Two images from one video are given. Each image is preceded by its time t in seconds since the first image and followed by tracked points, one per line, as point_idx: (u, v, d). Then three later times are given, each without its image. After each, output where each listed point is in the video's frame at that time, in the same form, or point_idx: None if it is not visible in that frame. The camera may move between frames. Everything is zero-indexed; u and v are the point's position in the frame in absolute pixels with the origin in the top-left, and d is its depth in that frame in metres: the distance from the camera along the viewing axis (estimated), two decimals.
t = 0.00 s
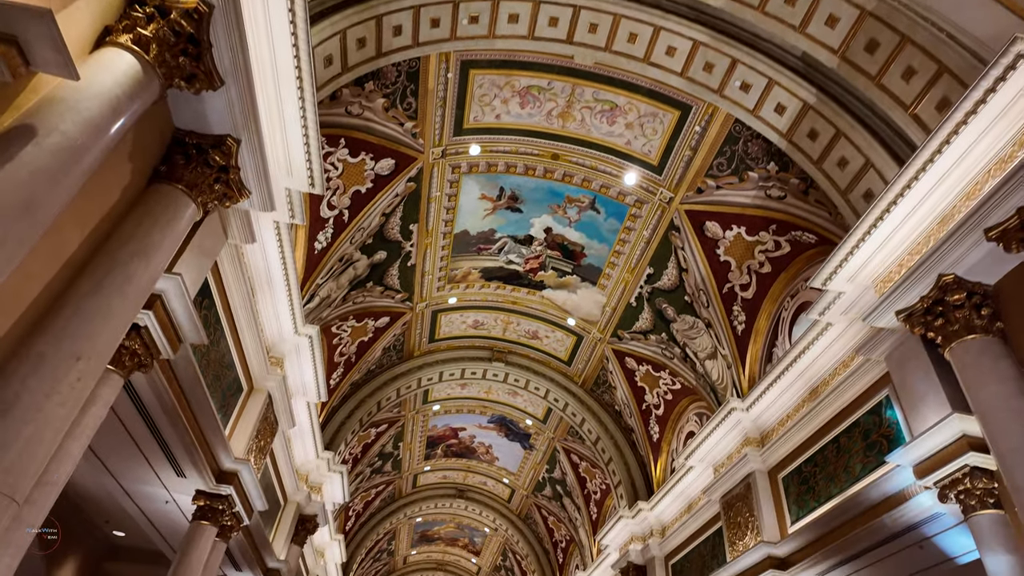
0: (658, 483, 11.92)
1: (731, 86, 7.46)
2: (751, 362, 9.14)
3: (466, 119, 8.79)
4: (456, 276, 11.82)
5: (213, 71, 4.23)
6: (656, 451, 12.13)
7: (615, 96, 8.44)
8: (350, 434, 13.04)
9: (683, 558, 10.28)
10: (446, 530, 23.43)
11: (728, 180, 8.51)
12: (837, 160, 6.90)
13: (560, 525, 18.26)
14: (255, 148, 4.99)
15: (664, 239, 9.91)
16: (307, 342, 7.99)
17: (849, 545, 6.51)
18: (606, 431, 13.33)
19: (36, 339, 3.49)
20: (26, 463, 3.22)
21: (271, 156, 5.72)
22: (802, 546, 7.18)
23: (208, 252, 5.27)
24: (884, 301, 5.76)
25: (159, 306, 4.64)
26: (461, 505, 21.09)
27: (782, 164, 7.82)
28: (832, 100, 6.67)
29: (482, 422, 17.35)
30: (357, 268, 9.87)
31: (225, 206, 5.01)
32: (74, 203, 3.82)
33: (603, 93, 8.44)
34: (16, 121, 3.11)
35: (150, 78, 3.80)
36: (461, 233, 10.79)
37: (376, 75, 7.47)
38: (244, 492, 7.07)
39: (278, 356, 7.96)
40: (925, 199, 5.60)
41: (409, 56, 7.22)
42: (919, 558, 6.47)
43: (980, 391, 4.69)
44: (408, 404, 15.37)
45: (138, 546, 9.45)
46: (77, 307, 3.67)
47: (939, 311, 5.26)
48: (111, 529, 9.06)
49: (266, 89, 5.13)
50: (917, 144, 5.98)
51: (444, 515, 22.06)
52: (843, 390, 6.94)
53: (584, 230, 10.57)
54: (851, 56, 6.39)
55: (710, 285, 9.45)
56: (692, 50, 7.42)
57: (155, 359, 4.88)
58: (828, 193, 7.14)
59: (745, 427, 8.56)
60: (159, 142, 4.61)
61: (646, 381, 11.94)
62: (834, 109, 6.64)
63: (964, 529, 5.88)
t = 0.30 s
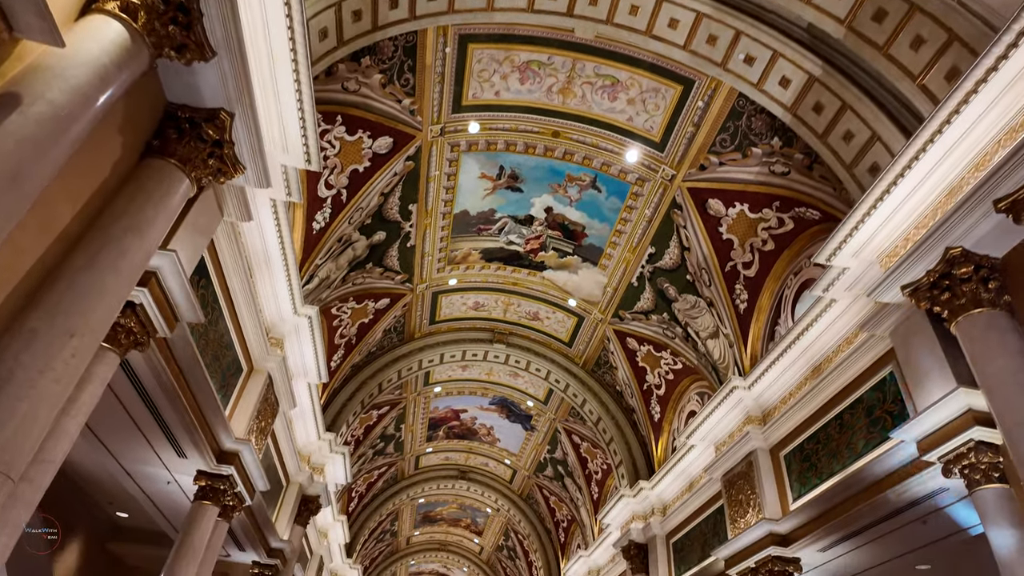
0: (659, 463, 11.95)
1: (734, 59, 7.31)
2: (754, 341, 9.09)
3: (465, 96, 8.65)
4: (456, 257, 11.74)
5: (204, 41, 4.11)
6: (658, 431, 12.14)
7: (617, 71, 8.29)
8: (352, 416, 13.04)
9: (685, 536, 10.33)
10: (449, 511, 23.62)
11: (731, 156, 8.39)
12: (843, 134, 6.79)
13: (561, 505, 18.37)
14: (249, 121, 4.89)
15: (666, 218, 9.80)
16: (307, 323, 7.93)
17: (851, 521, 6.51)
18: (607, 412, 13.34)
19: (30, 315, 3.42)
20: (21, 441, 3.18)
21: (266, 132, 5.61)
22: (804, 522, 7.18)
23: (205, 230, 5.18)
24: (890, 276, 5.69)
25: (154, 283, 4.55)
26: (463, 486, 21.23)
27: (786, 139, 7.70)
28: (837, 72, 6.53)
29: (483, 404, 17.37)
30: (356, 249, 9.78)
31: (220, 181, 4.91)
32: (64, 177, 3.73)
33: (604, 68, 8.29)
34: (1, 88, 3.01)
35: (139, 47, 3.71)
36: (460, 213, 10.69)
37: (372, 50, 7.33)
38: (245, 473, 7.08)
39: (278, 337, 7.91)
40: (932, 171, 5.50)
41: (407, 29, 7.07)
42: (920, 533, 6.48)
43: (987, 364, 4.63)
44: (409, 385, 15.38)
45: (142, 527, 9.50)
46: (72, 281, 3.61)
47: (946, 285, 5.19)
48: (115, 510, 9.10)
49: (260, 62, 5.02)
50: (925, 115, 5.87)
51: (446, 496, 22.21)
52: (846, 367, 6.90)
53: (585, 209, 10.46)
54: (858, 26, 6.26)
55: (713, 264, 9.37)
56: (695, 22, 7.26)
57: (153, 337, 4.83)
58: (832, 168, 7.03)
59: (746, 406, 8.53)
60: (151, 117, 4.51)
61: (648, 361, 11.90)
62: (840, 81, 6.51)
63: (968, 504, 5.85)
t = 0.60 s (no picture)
0: (660, 446, 11.94)
1: (737, 36, 7.17)
2: (755, 324, 9.02)
3: (463, 76, 8.52)
4: (456, 241, 11.65)
5: (193, 14, 4.06)
6: (658, 414, 12.12)
7: (617, 49, 8.15)
8: (353, 400, 13.02)
9: (685, 518, 10.35)
10: (450, 495, 23.75)
11: (734, 136, 8.27)
12: (848, 111, 6.69)
13: (562, 489, 18.44)
14: (242, 98, 4.81)
15: (667, 200, 9.69)
16: (305, 307, 7.87)
17: (853, 502, 6.49)
18: (608, 396, 13.31)
19: (18, 293, 3.34)
20: (13, 421, 3.12)
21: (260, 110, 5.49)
22: (806, 504, 7.16)
23: (199, 211, 5.10)
24: (895, 255, 5.61)
25: (147, 263, 4.49)
26: (464, 470, 21.32)
27: (789, 118, 7.59)
28: (842, 48, 6.40)
29: (484, 389, 17.37)
30: (354, 232, 9.68)
31: (212, 159, 4.83)
32: (49, 153, 3.65)
33: (604, 46, 8.15)
34: None
35: (126, 19, 3.60)
36: (460, 196, 10.58)
37: (368, 28, 7.21)
38: (245, 456, 7.07)
39: (276, 321, 7.85)
40: (939, 147, 5.40)
41: (403, 6, 6.93)
42: (923, 514, 6.46)
43: (992, 343, 4.57)
44: (410, 370, 15.35)
45: (143, 511, 9.52)
46: (61, 260, 3.53)
47: (951, 263, 5.11)
48: (116, 494, 9.11)
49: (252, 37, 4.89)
50: (933, 90, 5.76)
51: (448, 481, 22.31)
52: (848, 348, 6.84)
53: (585, 191, 10.35)
54: None
55: (714, 246, 9.27)
56: None
57: (147, 319, 4.76)
58: (837, 146, 6.96)
59: (748, 388, 8.49)
60: (142, 93, 4.41)
61: (648, 345, 11.85)
62: (845, 57, 6.38)
63: (971, 484, 5.82)
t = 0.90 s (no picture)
0: (662, 430, 11.95)
1: (744, 13, 7.04)
2: (759, 307, 8.96)
3: (464, 55, 8.41)
4: (457, 225, 11.58)
5: None
6: (661, 398, 12.11)
7: (621, 27, 8.02)
8: (355, 385, 13.01)
9: (688, 501, 10.38)
10: (453, 479, 23.88)
11: (739, 116, 8.14)
12: (856, 89, 6.59)
13: (564, 473, 18.52)
14: (239, 74, 4.73)
15: (671, 182, 9.59)
16: (306, 290, 7.83)
17: (857, 484, 6.47)
18: (610, 380, 13.29)
19: (13, 271, 3.28)
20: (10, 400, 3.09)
21: (257, 87, 5.41)
22: (809, 486, 7.15)
23: (197, 191, 5.03)
24: (902, 234, 5.53)
25: (145, 242, 4.43)
26: (467, 455, 21.41)
27: (796, 97, 7.46)
28: (851, 23, 6.27)
29: (486, 374, 17.37)
30: (355, 216, 9.60)
31: (210, 138, 4.76)
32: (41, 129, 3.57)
33: (608, 24, 8.02)
34: None
35: None
36: (461, 179, 10.48)
37: (367, 6, 7.10)
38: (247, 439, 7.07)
39: (277, 304, 7.81)
40: (950, 124, 5.29)
41: None
42: (926, 495, 6.45)
43: (1001, 322, 4.51)
44: (412, 355, 15.35)
45: (147, 495, 9.56)
46: (58, 237, 3.47)
47: (961, 242, 5.03)
48: (120, 478, 9.14)
49: (248, 12, 4.81)
50: (944, 66, 5.64)
51: (450, 465, 22.42)
52: (854, 330, 6.79)
53: (588, 174, 10.23)
54: None
55: (718, 228, 9.19)
56: None
57: (144, 300, 4.71)
58: (845, 125, 6.88)
59: (752, 371, 8.44)
60: (137, 70, 4.33)
61: (651, 329, 11.81)
62: (854, 33, 6.26)
63: (975, 465, 5.80)
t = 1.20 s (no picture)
0: (666, 413, 11.95)
1: None
2: (765, 289, 8.90)
3: (467, 34, 8.29)
4: (461, 208, 11.50)
5: None
6: (664, 381, 12.11)
7: (627, 5, 7.88)
8: (360, 368, 13.02)
9: (691, 483, 10.41)
10: (456, 462, 24.03)
11: (748, 95, 8.01)
12: (867, 67, 6.48)
13: (567, 456, 18.62)
14: (239, 49, 4.66)
15: (677, 163, 9.48)
16: (310, 272, 7.79)
17: (864, 465, 6.45)
18: (614, 363, 13.29)
19: (13, 250, 3.23)
20: (14, 379, 3.05)
21: (259, 64, 5.32)
22: (815, 468, 7.15)
23: (200, 170, 4.97)
24: (914, 214, 5.45)
25: (148, 223, 4.41)
26: (470, 438, 21.52)
27: (805, 75, 7.32)
28: None
29: (490, 357, 17.39)
30: (358, 198, 9.51)
31: (211, 116, 4.71)
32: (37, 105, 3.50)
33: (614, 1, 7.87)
34: None
35: None
36: (464, 160, 10.38)
37: None
38: (252, 421, 7.08)
39: (280, 286, 7.78)
40: (965, 101, 5.19)
41: None
42: (933, 477, 6.45)
43: (1013, 302, 4.45)
44: (415, 339, 15.35)
45: (153, 477, 9.61)
46: (58, 215, 3.42)
47: (973, 222, 4.97)
48: (126, 460, 9.18)
49: None
50: (959, 42, 5.52)
51: (454, 448, 22.55)
52: (862, 311, 6.73)
53: (593, 155, 10.12)
54: None
55: (725, 210, 9.11)
56: None
57: (148, 281, 4.68)
58: (856, 104, 6.79)
59: (757, 353, 8.41)
60: (137, 46, 4.25)
61: (655, 312, 11.76)
62: (867, 9, 6.12)
63: (983, 447, 5.80)
